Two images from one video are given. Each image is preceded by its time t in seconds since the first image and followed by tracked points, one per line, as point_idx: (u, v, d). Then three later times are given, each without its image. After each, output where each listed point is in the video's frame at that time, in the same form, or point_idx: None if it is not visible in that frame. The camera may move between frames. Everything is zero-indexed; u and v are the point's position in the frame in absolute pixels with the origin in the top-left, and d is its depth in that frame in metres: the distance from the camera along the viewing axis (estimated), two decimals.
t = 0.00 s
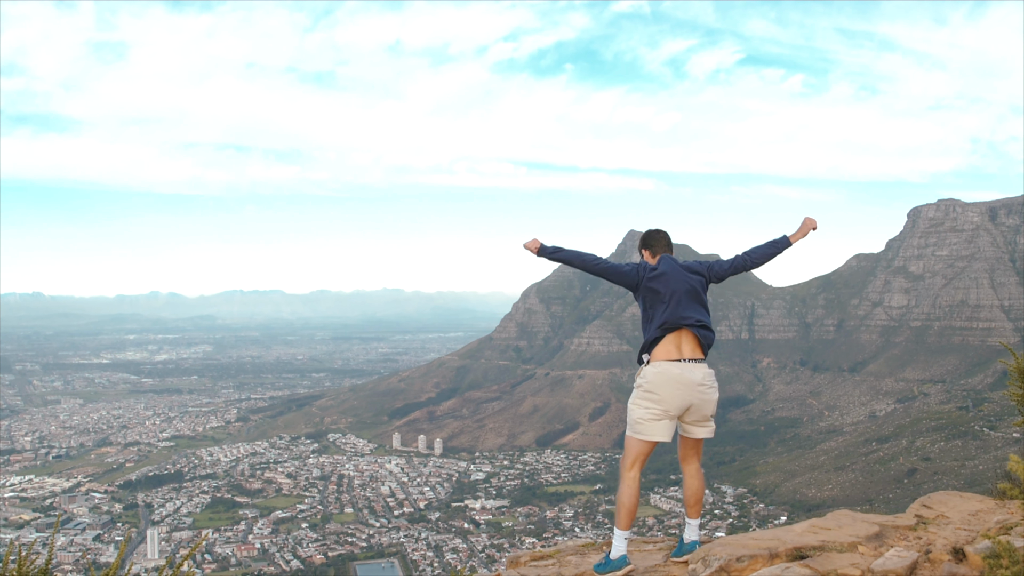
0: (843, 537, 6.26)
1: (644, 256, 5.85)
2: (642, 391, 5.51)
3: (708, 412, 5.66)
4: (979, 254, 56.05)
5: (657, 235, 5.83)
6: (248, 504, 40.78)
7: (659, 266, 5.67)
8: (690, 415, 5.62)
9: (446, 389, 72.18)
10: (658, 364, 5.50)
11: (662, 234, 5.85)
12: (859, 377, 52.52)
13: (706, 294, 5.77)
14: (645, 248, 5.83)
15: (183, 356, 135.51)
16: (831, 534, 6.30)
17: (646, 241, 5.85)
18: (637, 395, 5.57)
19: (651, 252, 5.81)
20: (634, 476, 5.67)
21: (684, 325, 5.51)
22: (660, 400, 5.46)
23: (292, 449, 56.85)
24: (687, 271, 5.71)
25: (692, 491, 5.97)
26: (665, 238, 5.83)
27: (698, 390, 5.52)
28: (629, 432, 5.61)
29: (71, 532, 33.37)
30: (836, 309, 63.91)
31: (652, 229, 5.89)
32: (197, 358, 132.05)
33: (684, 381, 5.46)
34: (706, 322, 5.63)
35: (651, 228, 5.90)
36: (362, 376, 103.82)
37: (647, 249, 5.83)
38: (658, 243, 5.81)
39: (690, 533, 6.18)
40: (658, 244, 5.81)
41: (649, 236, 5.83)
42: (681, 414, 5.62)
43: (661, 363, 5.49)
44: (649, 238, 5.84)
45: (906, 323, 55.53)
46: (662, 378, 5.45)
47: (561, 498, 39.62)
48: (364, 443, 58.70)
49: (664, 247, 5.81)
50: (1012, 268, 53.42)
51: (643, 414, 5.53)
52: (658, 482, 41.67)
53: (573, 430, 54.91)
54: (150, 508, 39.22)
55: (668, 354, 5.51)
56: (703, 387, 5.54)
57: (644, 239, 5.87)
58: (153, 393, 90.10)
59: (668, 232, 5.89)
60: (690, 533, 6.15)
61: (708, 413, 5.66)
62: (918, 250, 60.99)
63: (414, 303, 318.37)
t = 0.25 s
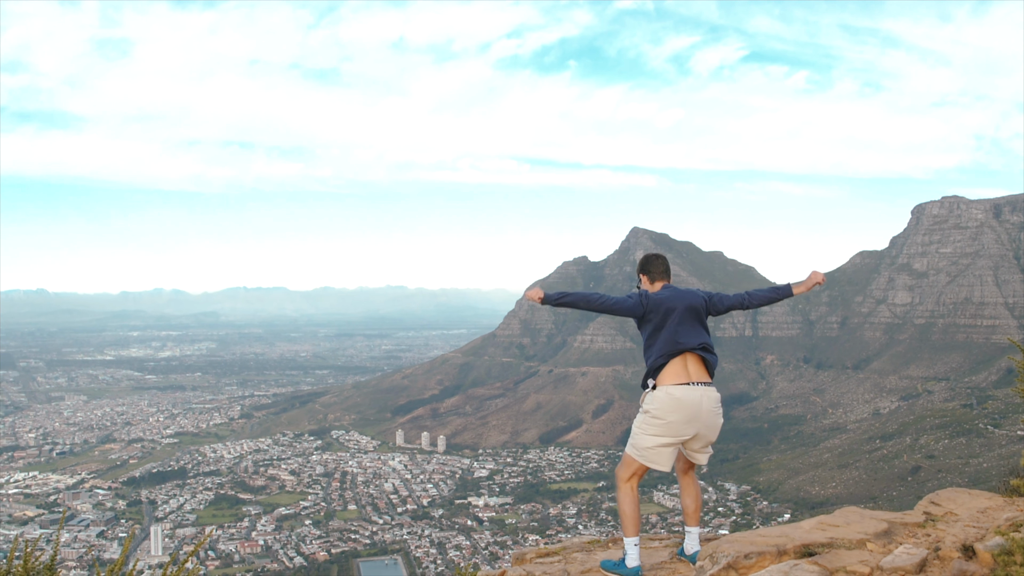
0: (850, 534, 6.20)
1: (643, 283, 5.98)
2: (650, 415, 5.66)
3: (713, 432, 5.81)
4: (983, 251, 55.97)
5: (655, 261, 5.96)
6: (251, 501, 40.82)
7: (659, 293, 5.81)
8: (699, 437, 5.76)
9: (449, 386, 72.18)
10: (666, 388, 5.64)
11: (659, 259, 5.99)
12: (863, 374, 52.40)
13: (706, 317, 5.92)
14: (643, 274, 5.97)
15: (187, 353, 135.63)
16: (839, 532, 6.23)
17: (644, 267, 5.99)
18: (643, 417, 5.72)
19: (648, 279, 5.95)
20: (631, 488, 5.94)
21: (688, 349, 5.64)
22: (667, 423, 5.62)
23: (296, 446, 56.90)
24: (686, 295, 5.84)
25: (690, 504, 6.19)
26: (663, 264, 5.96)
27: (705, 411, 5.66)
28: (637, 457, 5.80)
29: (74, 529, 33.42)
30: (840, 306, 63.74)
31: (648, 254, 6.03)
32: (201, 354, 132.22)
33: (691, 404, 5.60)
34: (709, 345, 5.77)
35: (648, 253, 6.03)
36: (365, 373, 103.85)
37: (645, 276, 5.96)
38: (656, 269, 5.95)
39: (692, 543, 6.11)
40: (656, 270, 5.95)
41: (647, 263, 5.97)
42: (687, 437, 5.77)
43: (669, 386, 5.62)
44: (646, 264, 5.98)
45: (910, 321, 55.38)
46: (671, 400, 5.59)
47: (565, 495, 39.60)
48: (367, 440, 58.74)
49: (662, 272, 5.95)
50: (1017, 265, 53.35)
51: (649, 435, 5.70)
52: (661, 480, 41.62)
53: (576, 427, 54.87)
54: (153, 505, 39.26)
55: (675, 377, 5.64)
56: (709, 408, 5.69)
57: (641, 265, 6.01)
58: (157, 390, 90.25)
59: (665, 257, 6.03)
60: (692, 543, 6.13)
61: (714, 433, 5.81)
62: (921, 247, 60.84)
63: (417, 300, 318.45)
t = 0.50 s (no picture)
0: (859, 533, 6.17)
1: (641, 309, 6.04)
2: (664, 430, 5.70)
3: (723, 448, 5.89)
4: (988, 251, 55.74)
5: (652, 286, 6.01)
6: (255, 500, 40.86)
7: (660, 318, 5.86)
8: (708, 452, 5.84)
9: (453, 385, 72.19)
10: (678, 403, 5.69)
11: (657, 284, 6.03)
12: (867, 374, 52.25)
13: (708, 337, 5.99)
14: (642, 300, 6.01)
15: (191, 351, 135.89)
16: (848, 530, 6.20)
17: (642, 292, 6.02)
18: (655, 431, 5.77)
19: (647, 304, 6.00)
20: (628, 481, 6.07)
21: (696, 370, 5.70)
22: (680, 437, 5.68)
23: (300, 444, 56.95)
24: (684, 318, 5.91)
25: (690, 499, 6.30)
26: (660, 288, 6.01)
27: (716, 428, 5.73)
28: (646, 465, 5.86)
29: (78, 527, 33.48)
30: (845, 305, 63.57)
31: (645, 279, 6.06)
32: (205, 353, 132.47)
33: (704, 420, 5.66)
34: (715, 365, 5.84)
35: (645, 278, 6.07)
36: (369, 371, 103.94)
37: (643, 301, 6.01)
38: (654, 294, 5.99)
39: (695, 536, 6.13)
40: (654, 295, 5.99)
41: (644, 288, 6.01)
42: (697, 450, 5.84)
43: (681, 402, 5.68)
44: (643, 290, 6.02)
45: (915, 320, 55.21)
46: (684, 416, 5.65)
47: (569, 494, 39.56)
48: (371, 439, 58.77)
49: (660, 297, 5.99)
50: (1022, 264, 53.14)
51: (661, 448, 5.76)
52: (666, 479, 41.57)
53: (580, 426, 54.84)
54: (157, 504, 39.31)
55: (686, 395, 5.70)
56: (720, 425, 5.75)
57: (639, 290, 6.05)
58: (161, 388, 90.39)
59: (661, 281, 6.08)
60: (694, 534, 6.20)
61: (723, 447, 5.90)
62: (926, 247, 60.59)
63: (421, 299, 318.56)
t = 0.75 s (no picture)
0: (869, 534, 6.16)
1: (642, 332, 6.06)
2: (675, 439, 5.71)
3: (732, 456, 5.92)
4: (994, 252, 55.56)
5: (651, 309, 6.04)
6: (260, 499, 40.93)
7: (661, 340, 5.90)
8: (718, 461, 5.87)
9: (458, 385, 72.23)
10: (689, 413, 5.71)
11: (655, 305, 6.06)
12: (872, 375, 52.14)
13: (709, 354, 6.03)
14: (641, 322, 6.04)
15: (196, 351, 136.25)
16: (858, 531, 6.20)
17: (641, 315, 6.06)
18: (666, 440, 5.78)
19: (647, 326, 6.04)
20: (633, 483, 6.07)
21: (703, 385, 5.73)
22: (692, 446, 5.69)
23: (304, 444, 57.04)
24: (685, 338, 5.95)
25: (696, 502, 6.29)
26: (658, 310, 6.04)
27: (727, 438, 5.75)
28: (656, 472, 5.88)
29: (83, 526, 33.59)
30: (850, 306, 63.43)
31: (644, 302, 6.10)
32: (210, 352, 132.74)
33: (715, 430, 5.69)
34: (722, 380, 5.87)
35: (642, 301, 6.11)
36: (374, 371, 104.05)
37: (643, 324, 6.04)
38: (653, 316, 6.02)
39: (702, 537, 6.11)
40: (653, 317, 6.02)
41: (643, 311, 6.04)
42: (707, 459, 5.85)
43: (693, 413, 5.70)
44: (642, 312, 6.05)
45: (920, 321, 55.05)
46: (696, 426, 5.67)
47: (573, 495, 39.57)
48: (375, 439, 58.84)
49: (659, 318, 6.02)
50: None
51: (672, 458, 5.77)
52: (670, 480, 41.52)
53: (584, 427, 54.84)
54: (162, 503, 39.41)
55: (697, 406, 5.72)
56: (730, 435, 5.79)
57: (637, 313, 6.08)
58: (166, 388, 90.63)
59: (658, 302, 6.13)
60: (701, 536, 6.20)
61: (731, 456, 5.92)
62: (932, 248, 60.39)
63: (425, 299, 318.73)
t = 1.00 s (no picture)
0: (875, 533, 6.16)
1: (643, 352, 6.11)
2: (683, 445, 5.71)
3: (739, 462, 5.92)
4: (999, 253, 55.41)
5: (650, 328, 6.10)
6: (264, 498, 41.01)
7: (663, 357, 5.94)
8: (725, 466, 5.87)
9: (461, 385, 72.27)
10: (696, 420, 5.73)
11: (654, 325, 6.12)
12: (877, 376, 52.03)
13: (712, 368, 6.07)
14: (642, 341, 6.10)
15: (201, 350, 136.49)
16: (866, 531, 6.19)
17: (641, 334, 6.12)
18: (673, 447, 5.77)
19: (648, 345, 6.09)
20: (639, 485, 6.07)
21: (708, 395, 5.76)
22: (701, 453, 5.69)
23: (308, 443, 57.12)
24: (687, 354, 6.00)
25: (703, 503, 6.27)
26: (658, 328, 6.10)
27: (735, 444, 5.76)
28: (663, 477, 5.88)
29: (88, 525, 33.69)
30: (855, 307, 63.30)
31: (642, 322, 6.16)
32: (214, 351, 132.83)
33: (723, 436, 5.70)
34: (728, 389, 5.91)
35: (642, 321, 6.17)
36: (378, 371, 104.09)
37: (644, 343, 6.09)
38: (652, 335, 6.08)
39: (708, 536, 6.11)
40: (653, 336, 6.08)
41: (642, 330, 6.09)
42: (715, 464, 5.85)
43: (701, 419, 5.72)
44: (642, 331, 6.11)
45: (925, 322, 54.94)
46: (704, 432, 5.68)
47: (577, 495, 39.56)
48: (379, 438, 58.90)
49: (658, 336, 6.08)
50: None
51: (681, 464, 5.77)
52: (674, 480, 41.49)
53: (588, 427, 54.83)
54: (166, 502, 39.51)
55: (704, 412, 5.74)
56: (738, 441, 5.79)
57: (638, 332, 6.14)
58: (171, 387, 90.81)
59: (657, 322, 6.18)
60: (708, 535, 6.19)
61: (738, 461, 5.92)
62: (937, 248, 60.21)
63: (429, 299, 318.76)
